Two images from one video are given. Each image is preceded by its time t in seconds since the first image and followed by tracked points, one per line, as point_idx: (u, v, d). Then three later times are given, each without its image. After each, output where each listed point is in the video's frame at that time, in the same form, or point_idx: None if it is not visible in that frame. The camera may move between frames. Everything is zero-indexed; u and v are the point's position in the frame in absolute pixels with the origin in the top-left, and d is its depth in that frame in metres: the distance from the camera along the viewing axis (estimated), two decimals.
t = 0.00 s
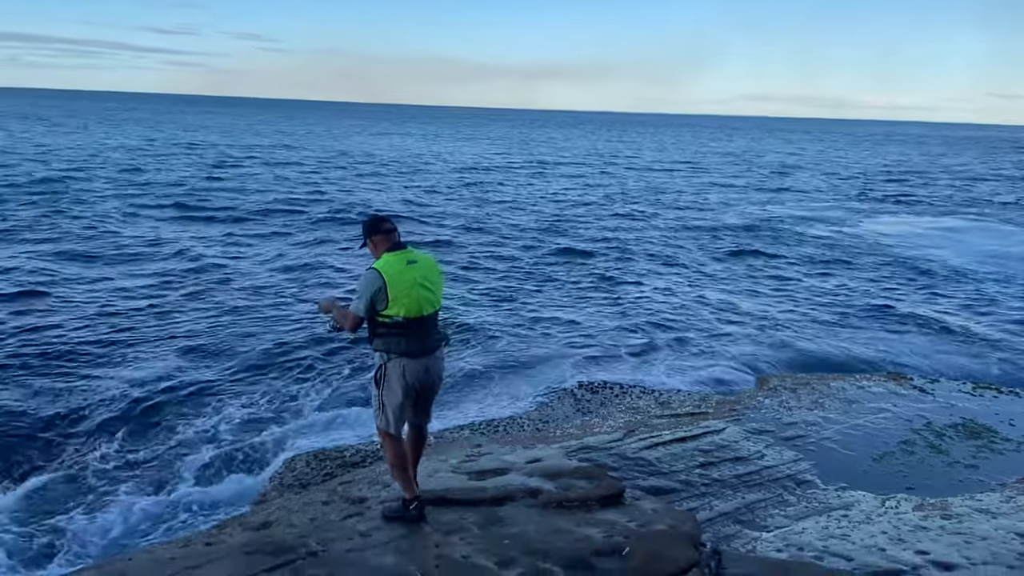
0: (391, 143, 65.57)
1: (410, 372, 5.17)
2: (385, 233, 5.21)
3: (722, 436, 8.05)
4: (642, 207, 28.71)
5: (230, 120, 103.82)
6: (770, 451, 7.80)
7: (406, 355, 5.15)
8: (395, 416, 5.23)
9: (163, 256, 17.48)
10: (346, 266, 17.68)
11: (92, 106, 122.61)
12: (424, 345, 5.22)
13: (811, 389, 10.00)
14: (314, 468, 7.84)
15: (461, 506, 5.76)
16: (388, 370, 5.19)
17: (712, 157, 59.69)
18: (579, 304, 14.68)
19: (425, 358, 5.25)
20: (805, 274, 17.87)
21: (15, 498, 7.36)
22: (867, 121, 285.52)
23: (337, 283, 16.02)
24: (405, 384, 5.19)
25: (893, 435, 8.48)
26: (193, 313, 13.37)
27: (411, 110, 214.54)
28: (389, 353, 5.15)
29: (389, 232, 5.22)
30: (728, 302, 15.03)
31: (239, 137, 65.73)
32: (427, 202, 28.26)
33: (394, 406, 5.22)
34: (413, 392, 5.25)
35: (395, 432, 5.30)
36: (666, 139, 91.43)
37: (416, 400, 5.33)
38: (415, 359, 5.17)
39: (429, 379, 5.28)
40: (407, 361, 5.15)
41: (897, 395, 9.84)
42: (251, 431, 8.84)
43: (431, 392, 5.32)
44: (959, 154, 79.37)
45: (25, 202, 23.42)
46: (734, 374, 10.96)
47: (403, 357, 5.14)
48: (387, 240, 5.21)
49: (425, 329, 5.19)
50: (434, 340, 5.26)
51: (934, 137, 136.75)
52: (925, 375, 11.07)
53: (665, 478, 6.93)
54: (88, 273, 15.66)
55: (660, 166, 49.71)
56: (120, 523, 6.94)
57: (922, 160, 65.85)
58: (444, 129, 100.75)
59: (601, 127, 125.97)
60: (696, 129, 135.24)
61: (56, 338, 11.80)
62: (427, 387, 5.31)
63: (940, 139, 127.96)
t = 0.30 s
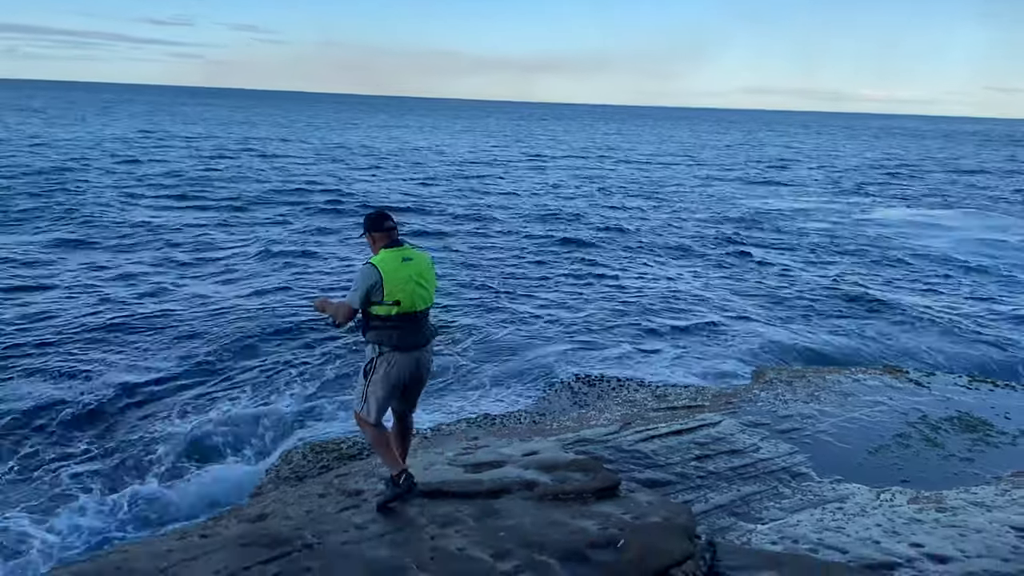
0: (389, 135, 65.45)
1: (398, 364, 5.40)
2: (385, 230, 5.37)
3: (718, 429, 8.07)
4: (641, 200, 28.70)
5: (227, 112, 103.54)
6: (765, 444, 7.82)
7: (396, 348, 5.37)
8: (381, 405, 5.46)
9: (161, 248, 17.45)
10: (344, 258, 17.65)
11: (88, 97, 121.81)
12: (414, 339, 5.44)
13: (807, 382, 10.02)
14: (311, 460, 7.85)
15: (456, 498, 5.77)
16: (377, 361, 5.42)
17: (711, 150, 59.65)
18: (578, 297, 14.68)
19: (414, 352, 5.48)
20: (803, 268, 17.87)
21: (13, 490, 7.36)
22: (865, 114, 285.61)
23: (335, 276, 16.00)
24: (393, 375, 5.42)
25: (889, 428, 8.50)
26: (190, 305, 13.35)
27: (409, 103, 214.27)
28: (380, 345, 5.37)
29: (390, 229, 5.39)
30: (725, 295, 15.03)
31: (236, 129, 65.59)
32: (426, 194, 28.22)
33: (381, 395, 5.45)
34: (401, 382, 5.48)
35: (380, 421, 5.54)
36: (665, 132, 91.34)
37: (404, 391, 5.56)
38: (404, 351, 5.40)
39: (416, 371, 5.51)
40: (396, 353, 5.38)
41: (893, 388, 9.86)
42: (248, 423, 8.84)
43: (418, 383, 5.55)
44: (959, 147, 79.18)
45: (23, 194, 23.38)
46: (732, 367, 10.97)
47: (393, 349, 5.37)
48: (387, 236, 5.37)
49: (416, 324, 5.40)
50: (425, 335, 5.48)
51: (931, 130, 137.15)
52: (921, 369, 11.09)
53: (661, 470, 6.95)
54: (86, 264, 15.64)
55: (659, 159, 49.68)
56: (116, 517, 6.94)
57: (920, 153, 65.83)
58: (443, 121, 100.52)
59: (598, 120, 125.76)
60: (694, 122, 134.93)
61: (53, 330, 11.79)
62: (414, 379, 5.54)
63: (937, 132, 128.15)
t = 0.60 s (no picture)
0: (385, 128, 65.35)
1: (384, 355, 5.52)
2: (374, 223, 5.46)
3: (712, 421, 8.08)
4: (637, 193, 28.70)
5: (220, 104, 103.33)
6: (759, 437, 7.84)
7: (381, 340, 5.48)
8: (368, 395, 5.58)
9: (156, 240, 17.41)
10: (340, 250, 17.63)
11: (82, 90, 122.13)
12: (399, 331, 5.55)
13: (801, 375, 10.04)
14: (305, 453, 7.84)
15: (451, 491, 5.78)
16: (364, 353, 5.53)
17: (707, 144, 59.69)
18: (573, 290, 14.68)
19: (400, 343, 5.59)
20: (798, 261, 17.90)
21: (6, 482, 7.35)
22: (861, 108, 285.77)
23: (330, 269, 15.98)
24: (379, 366, 5.53)
25: (882, 422, 8.53)
26: (185, 298, 13.31)
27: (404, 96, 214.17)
28: (365, 336, 5.47)
29: (379, 222, 5.47)
30: (720, 288, 15.06)
31: (232, 121, 65.45)
32: (422, 187, 28.19)
33: (368, 385, 5.57)
34: (387, 373, 5.60)
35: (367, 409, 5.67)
36: (662, 126, 91.36)
37: (391, 381, 5.68)
38: (390, 342, 5.51)
39: (402, 362, 5.63)
40: (382, 344, 5.49)
41: (886, 381, 9.89)
42: (243, 416, 8.83)
43: (404, 373, 5.67)
44: (954, 141, 79.43)
45: (18, 186, 23.29)
46: (727, 360, 10.98)
47: (379, 341, 5.47)
48: (375, 229, 5.46)
49: (400, 316, 5.50)
50: (410, 326, 5.59)
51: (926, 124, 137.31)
52: (915, 362, 11.12)
53: (656, 463, 6.97)
54: (80, 257, 15.56)
55: (655, 153, 49.69)
56: (111, 511, 6.93)
57: (917, 147, 65.91)
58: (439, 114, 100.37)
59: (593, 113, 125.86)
60: (691, 115, 134.91)
61: (47, 322, 11.76)
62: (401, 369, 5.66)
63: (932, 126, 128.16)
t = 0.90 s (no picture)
0: (381, 121, 65.30)
1: (360, 360, 5.58)
2: (348, 228, 5.50)
3: (707, 415, 8.10)
4: (633, 188, 28.69)
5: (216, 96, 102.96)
6: (754, 431, 7.86)
7: (357, 344, 5.53)
8: (346, 401, 5.63)
9: (152, 232, 17.37)
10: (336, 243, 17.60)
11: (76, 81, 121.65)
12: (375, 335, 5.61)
13: (797, 369, 10.06)
14: (301, 446, 7.84)
15: (446, 484, 5.79)
16: (340, 358, 5.58)
17: (704, 138, 59.62)
18: (569, 284, 14.68)
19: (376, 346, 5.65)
20: (794, 255, 17.92)
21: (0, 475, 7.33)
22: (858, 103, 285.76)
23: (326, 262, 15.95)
24: (357, 371, 5.58)
25: (877, 416, 8.56)
26: (182, 291, 13.29)
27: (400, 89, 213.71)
28: (341, 341, 5.53)
29: (353, 227, 5.51)
30: (717, 282, 15.07)
31: (228, 113, 65.36)
32: (418, 180, 28.16)
33: (347, 390, 5.62)
34: (366, 378, 5.66)
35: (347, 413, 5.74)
36: (658, 120, 91.35)
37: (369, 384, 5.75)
38: (366, 347, 5.57)
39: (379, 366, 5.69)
40: (357, 349, 5.54)
41: (881, 376, 9.92)
42: (240, 410, 8.83)
43: (381, 376, 5.73)
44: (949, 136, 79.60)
45: (13, 178, 23.23)
46: (723, 354, 11.01)
47: (354, 346, 5.53)
48: (349, 233, 5.50)
49: (374, 321, 5.55)
50: (385, 329, 5.64)
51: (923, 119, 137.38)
52: (910, 357, 11.15)
53: (651, 457, 6.99)
54: (76, 249, 15.51)
55: (652, 146, 49.69)
56: (106, 504, 6.93)
57: (913, 143, 65.99)
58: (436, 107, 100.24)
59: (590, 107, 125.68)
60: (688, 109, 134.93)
61: (42, 315, 11.72)
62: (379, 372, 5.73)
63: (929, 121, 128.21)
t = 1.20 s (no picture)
0: (380, 113, 65.10)
1: (341, 352, 5.80)
2: (318, 226, 5.72)
3: (705, 411, 8.12)
4: (633, 182, 28.63)
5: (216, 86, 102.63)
6: (751, 427, 7.87)
7: (339, 336, 5.74)
8: (328, 390, 5.83)
9: (150, 224, 17.32)
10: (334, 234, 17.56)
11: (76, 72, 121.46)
12: (353, 327, 5.83)
13: (794, 365, 10.07)
14: (298, 439, 7.84)
15: (443, 478, 5.80)
16: (321, 351, 5.78)
17: (705, 134, 59.48)
18: (568, 278, 14.67)
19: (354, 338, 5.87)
20: (793, 252, 17.92)
21: None
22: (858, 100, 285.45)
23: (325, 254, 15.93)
24: (337, 362, 5.80)
25: (873, 413, 8.57)
26: (180, 282, 13.28)
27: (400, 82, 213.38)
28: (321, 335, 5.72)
29: (321, 224, 5.73)
30: (715, 278, 15.07)
31: (227, 104, 65.10)
32: (418, 173, 28.09)
33: (328, 381, 5.83)
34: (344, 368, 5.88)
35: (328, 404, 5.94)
36: (659, 114, 91.12)
37: (346, 374, 5.97)
38: (345, 339, 5.78)
39: (357, 356, 5.91)
40: (338, 342, 5.76)
41: (878, 372, 9.94)
42: (238, 400, 8.83)
43: (359, 367, 5.95)
44: (949, 133, 79.56)
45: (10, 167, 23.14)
46: (721, 350, 11.03)
47: (334, 339, 5.73)
48: (318, 231, 5.72)
49: (352, 313, 5.78)
50: (363, 321, 5.87)
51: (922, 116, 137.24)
52: (907, 353, 11.17)
53: (647, 451, 7.00)
54: (75, 240, 15.48)
55: (651, 141, 49.59)
56: (104, 494, 6.94)
57: (913, 139, 65.90)
58: (436, 99, 99.85)
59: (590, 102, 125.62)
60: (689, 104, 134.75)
61: (38, 305, 11.69)
62: (355, 362, 5.96)
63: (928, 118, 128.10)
